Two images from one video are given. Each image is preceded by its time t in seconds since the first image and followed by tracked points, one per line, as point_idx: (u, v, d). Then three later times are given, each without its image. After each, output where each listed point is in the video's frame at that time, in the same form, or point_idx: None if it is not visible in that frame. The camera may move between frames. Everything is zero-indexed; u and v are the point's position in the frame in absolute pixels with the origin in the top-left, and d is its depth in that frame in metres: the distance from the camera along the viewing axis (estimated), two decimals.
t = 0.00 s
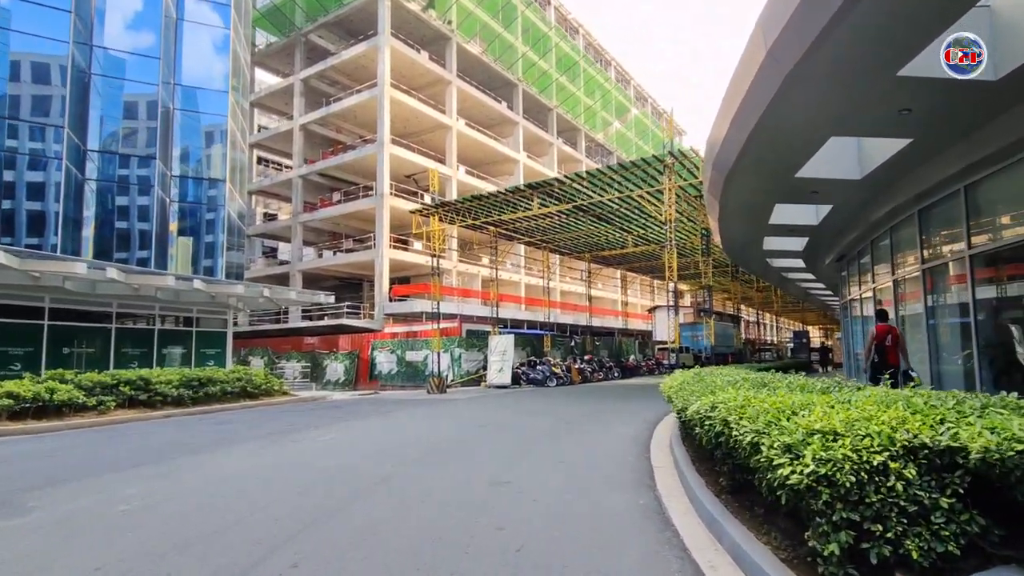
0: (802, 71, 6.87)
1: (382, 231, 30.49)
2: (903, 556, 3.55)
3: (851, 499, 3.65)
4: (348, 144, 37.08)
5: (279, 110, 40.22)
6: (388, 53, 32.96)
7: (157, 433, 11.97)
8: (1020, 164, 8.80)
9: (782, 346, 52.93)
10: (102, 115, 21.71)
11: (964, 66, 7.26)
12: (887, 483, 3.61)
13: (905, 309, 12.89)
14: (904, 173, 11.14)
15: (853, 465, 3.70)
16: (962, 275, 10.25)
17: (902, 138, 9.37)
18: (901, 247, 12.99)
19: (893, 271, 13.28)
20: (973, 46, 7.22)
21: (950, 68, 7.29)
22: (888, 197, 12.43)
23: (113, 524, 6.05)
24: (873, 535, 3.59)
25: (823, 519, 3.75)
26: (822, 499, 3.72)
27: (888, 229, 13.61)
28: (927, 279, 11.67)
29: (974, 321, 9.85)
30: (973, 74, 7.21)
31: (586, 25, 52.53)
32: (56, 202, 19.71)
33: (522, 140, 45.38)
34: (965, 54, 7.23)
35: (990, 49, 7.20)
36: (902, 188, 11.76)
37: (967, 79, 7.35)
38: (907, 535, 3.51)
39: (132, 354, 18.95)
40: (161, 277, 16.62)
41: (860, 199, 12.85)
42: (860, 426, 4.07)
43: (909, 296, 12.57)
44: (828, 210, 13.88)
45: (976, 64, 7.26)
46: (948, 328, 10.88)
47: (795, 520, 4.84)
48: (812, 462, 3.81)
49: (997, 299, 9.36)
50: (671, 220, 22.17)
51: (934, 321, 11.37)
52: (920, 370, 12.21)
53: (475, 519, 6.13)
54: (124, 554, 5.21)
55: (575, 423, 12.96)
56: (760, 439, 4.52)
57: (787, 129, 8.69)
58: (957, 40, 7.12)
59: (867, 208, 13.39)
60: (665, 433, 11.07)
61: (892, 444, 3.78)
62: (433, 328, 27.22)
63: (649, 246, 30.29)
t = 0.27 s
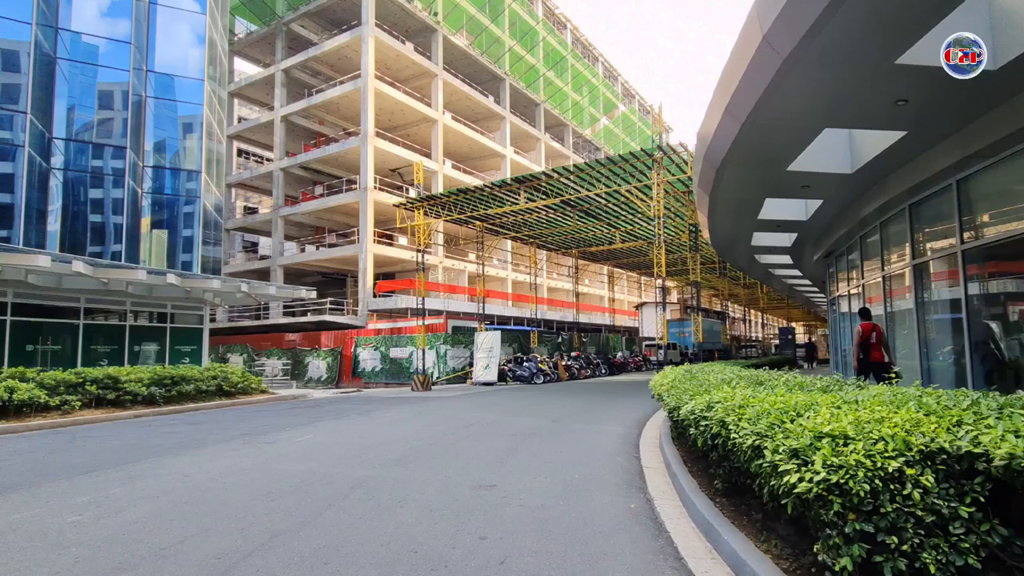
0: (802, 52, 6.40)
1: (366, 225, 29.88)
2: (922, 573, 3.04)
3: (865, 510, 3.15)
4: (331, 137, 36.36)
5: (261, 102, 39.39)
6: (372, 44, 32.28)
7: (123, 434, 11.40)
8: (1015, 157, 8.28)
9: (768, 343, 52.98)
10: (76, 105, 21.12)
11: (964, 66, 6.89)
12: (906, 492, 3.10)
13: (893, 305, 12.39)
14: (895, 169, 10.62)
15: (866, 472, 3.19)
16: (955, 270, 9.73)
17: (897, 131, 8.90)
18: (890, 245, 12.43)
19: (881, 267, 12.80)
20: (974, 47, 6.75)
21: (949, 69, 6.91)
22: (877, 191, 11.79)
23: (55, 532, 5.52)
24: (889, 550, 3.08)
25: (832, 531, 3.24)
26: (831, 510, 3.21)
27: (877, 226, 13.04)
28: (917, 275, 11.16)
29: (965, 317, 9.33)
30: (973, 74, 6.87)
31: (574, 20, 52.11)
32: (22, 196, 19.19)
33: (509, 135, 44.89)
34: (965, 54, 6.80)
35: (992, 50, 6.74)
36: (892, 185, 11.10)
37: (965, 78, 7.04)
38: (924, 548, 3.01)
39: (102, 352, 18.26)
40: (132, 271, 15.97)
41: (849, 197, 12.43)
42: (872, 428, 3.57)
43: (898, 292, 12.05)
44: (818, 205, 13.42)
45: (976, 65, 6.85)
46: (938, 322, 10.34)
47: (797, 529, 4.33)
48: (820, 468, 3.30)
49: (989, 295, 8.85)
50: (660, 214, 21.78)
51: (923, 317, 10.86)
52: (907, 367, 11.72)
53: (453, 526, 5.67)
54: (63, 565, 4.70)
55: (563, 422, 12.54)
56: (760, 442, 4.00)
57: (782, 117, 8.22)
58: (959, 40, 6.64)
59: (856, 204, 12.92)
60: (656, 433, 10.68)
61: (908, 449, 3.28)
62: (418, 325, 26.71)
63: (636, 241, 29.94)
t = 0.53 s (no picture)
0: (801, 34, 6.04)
1: (352, 220, 29.33)
2: None
3: (885, 521, 2.73)
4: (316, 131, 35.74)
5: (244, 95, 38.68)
6: (358, 36, 31.69)
7: (90, 433, 10.91)
8: (1016, 148, 7.91)
9: (756, 340, 53.05)
10: (51, 95, 21.82)
11: (964, 66, 6.82)
12: (935, 500, 2.69)
13: (887, 302, 11.96)
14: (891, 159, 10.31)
15: (886, 478, 2.77)
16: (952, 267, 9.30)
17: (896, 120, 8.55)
18: (884, 239, 12.07)
19: (874, 263, 12.38)
20: (974, 46, 6.58)
21: (949, 68, 6.84)
22: (873, 183, 11.39)
23: None
24: (911, 566, 2.68)
25: (848, 543, 2.83)
26: (846, 520, 2.78)
27: (871, 220, 12.62)
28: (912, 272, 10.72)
29: (966, 315, 8.88)
30: (973, 74, 6.83)
31: (563, 15, 51.69)
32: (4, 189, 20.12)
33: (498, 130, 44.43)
34: (965, 54, 6.66)
35: (992, 50, 6.58)
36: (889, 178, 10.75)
37: (966, 77, 7.00)
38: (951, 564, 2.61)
39: (72, 349, 17.75)
40: (105, 265, 15.43)
41: (843, 189, 12.13)
42: (890, 428, 3.15)
43: (892, 288, 11.69)
44: (811, 198, 13.09)
45: (976, 65, 6.79)
46: (933, 319, 9.91)
47: (806, 538, 3.90)
48: (833, 472, 2.88)
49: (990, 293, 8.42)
50: (650, 209, 21.45)
51: (919, 315, 10.42)
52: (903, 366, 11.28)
53: (430, 533, 5.28)
54: None
55: (551, 421, 12.17)
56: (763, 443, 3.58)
57: (778, 103, 7.83)
58: (958, 40, 6.45)
59: (850, 197, 12.60)
60: (647, 431, 10.32)
61: (930, 452, 2.86)
62: (403, 321, 26.24)
63: (625, 238, 29.64)
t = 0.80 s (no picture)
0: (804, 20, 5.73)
1: (340, 215, 28.90)
2: None
3: (925, 546, 2.50)
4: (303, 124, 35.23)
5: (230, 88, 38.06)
6: (346, 28, 31.19)
7: (64, 434, 10.54)
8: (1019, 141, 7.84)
9: (747, 336, 53.14)
10: (34, 86, 21.30)
11: (965, 66, 6.85)
12: (979, 522, 2.47)
13: (889, 298, 11.72)
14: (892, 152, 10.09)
15: (926, 497, 2.54)
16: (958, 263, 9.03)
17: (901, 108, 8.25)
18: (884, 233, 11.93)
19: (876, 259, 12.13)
20: (974, 47, 6.49)
21: (950, 67, 6.84)
22: (872, 178, 11.28)
23: None
24: None
25: (880, 568, 2.60)
26: (880, 545, 2.54)
27: (871, 215, 12.47)
28: (916, 266, 10.47)
29: (975, 312, 8.61)
30: (973, 74, 6.88)
31: (555, 10, 51.30)
32: None
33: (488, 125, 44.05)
34: (966, 54, 6.61)
35: (992, 50, 6.55)
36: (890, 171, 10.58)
37: (966, 76, 7.04)
38: None
39: (51, 345, 17.31)
40: (83, 259, 14.99)
41: (841, 183, 11.90)
42: (924, 440, 2.93)
43: (892, 284, 11.49)
44: (809, 192, 12.86)
45: (976, 64, 6.82)
46: (938, 316, 9.69)
47: (820, 550, 3.66)
48: (866, 491, 2.64)
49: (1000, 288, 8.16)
50: (642, 205, 21.21)
51: (924, 311, 10.15)
52: (905, 363, 11.01)
53: (413, 547, 5.00)
54: None
55: (541, 420, 11.91)
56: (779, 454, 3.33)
57: (777, 94, 7.58)
58: (958, 41, 6.34)
59: (849, 192, 12.37)
60: (640, 432, 10.07)
61: (974, 467, 2.65)
62: (392, 318, 25.90)
63: (617, 233, 29.41)
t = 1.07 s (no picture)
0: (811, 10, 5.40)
1: (330, 210, 28.44)
2: None
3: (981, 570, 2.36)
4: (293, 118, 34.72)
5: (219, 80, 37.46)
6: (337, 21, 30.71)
7: (37, 431, 10.10)
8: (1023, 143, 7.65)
9: (738, 338, 53.07)
10: (18, 77, 20.64)
11: (964, 66, 6.65)
12: None
13: (889, 297, 11.49)
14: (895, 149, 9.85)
15: (985, 516, 2.40)
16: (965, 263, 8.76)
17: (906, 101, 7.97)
18: (886, 232, 11.69)
19: (875, 259, 11.90)
20: (974, 47, 6.27)
21: (949, 67, 6.62)
22: (876, 175, 11.04)
23: None
24: None
25: None
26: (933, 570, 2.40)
27: (872, 214, 12.23)
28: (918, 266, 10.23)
29: (979, 313, 8.35)
30: (973, 74, 6.67)
31: (549, 7, 50.96)
32: None
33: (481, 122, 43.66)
34: (965, 54, 6.39)
35: (991, 50, 6.34)
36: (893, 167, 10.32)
37: (965, 77, 6.84)
38: None
39: (29, 339, 16.80)
40: (62, 251, 14.51)
41: (842, 180, 11.66)
42: (975, 449, 2.81)
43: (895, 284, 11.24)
44: (810, 188, 12.61)
45: (976, 64, 6.62)
46: (941, 318, 9.42)
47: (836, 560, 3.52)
48: (916, 508, 2.49)
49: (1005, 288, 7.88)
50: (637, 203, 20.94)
51: (926, 313, 9.91)
52: (904, 365, 10.78)
53: (397, 553, 4.68)
54: None
55: (533, 420, 11.58)
56: (808, 462, 3.16)
57: (776, 91, 7.27)
58: (958, 41, 6.11)
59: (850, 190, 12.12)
60: (636, 433, 9.77)
61: None
62: (382, 315, 25.51)
63: (610, 232, 29.13)
